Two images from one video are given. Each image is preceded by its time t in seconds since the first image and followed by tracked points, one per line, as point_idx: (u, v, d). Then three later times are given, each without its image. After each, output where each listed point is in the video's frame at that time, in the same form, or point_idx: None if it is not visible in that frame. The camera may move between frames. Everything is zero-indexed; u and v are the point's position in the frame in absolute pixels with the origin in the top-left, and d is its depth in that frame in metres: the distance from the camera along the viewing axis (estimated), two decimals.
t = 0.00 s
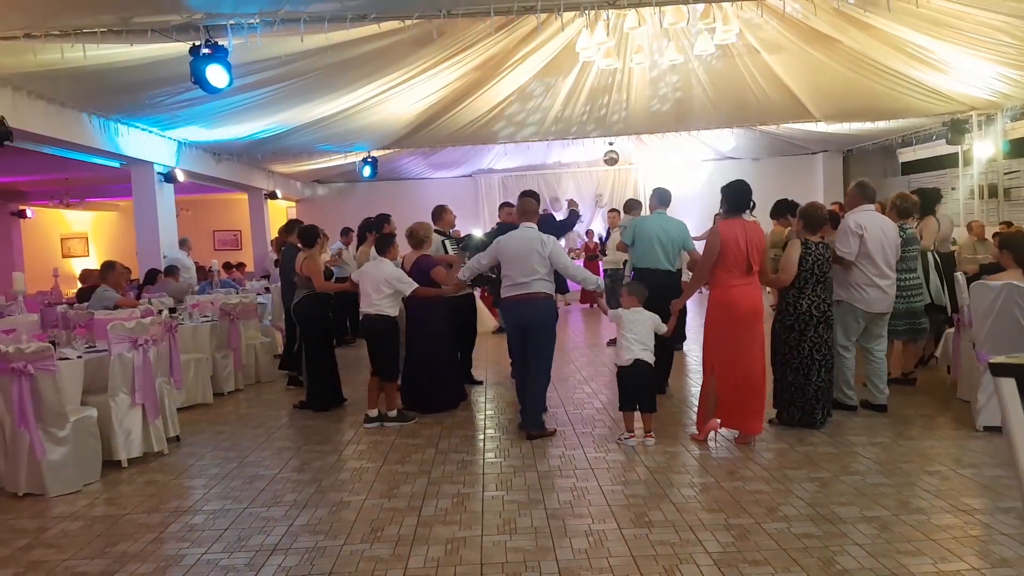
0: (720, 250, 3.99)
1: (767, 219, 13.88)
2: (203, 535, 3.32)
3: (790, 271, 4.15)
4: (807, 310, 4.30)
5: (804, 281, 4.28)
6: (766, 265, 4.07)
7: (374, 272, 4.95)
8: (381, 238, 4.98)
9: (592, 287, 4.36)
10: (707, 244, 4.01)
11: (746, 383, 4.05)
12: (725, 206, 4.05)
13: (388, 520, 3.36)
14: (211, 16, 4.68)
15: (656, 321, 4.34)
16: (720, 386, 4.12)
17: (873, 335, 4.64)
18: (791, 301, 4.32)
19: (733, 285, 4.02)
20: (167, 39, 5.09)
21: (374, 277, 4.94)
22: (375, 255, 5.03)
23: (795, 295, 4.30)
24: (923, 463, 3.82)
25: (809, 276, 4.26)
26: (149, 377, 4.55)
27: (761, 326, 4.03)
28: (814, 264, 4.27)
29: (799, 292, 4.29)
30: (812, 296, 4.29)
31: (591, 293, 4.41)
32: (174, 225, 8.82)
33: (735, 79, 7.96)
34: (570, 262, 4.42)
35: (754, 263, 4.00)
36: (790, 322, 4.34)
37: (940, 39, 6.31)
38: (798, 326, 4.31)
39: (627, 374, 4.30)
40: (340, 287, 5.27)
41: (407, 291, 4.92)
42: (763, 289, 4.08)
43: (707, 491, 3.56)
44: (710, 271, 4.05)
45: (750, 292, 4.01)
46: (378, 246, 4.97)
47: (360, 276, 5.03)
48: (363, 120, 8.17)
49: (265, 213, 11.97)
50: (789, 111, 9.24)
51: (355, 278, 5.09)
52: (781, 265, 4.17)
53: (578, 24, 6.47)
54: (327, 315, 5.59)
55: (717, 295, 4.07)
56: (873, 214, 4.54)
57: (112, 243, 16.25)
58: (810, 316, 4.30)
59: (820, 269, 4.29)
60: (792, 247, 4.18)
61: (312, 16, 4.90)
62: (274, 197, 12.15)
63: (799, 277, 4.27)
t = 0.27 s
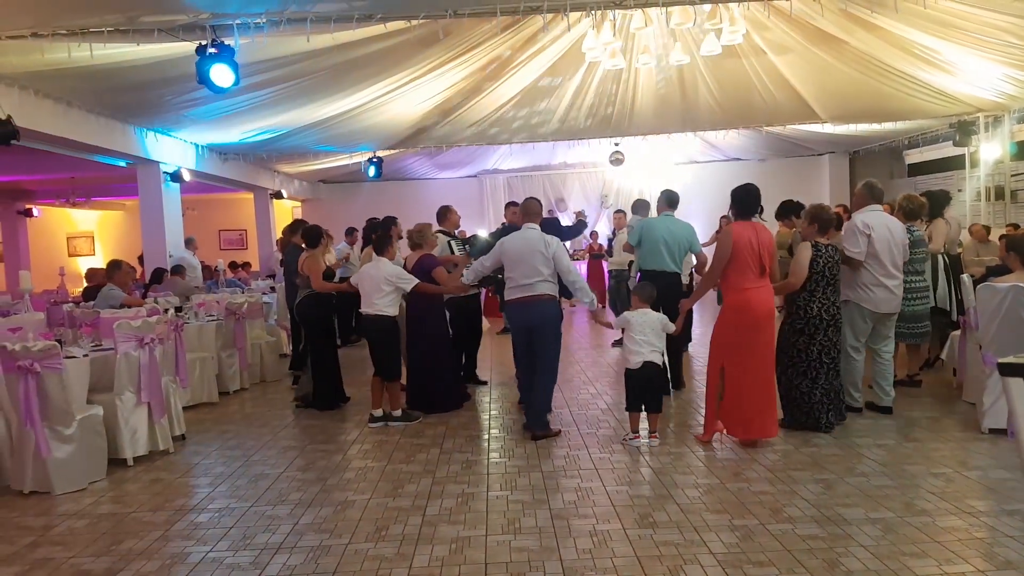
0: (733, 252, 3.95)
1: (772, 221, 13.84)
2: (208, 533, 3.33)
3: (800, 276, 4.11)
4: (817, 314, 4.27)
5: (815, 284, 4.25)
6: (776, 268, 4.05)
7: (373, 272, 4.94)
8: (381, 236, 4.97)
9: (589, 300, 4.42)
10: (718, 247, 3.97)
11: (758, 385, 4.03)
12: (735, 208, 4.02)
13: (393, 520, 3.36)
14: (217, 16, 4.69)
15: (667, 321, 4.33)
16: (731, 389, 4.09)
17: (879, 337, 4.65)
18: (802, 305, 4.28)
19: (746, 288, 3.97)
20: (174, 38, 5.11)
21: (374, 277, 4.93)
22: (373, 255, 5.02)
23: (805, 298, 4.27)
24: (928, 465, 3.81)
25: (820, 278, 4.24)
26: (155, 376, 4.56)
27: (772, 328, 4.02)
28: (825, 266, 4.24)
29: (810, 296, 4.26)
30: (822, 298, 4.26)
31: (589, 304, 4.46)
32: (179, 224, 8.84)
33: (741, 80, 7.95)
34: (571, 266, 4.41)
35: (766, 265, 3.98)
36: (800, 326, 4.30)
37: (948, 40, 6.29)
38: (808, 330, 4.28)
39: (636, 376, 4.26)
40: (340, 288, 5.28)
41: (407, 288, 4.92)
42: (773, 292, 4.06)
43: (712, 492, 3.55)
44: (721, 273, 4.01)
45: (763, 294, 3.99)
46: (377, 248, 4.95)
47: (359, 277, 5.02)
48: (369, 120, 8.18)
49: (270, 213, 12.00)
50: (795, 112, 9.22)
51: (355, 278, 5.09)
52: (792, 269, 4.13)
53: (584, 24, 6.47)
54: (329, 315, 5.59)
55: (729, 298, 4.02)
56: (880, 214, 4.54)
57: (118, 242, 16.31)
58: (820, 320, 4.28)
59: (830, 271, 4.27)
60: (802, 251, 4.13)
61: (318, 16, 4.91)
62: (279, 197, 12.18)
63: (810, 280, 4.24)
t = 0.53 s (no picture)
0: (737, 252, 3.94)
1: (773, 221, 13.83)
2: (208, 533, 3.33)
3: (806, 276, 4.11)
4: (821, 317, 4.26)
5: (819, 287, 4.24)
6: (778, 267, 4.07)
7: (370, 275, 4.94)
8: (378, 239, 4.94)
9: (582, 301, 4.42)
10: (723, 246, 3.95)
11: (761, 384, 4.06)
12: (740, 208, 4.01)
13: (393, 519, 3.36)
14: (218, 15, 4.70)
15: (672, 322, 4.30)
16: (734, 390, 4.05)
17: (880, 339, 4.68)
18: (806, 308, 4.26)
19: (750, 288, 3.96)
20: (175, 38, 5.12)
21: (370, 280, 4.92)
22: (370, 257, 5.01)
23: (809, 301, 4.25)
24: (929, 465, 3.81)
25: (824, 281, 4.22)
26: (155, 376, 4.56)
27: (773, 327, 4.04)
28: (828, 269, 4.23)
29: (814, 299, 4.24)
30: (826, 302, 4.25)
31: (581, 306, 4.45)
32: (180, 224, 8.84)
33: (742, 80, 7.94)
34: (564, 265, 4.44)
35: (769, 265, 3.98)
36: (804, 329, 4.29)
37: (949, 41, 6.29)
38: (812, 332, 4.27)
39: (641, 377, 4.28)
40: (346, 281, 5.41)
41: (403, 291, 4.88)
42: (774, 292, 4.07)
43: (713, 492, 3.55)
44: (725, 274, 3.98)
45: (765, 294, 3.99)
46: (375, 250, 4.93)
47: (357, 278, 5.03)
48: (370, 120, 8.18)
49: (271, 213, 12.00)
50: (796, 113, 9.22)
51: (353, 279, 5.09)
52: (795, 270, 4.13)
53: (585, 24, 6.47)
54: (325, 314, 5.62)
55: (733, 298, 3.98)
56: (883, 215, 4.53)
57: (119, 242, 16.32)
58: (825, 323, 4.27)
59: (833, 274, 4.26)
60: (803, 252, 4.15)
61: (319, 15, 4.91)
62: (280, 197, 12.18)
63: (814, 283, 4.22)
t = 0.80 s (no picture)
0: (733, 252, 3.91)
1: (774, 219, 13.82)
2: (209, 532, 3.33)
3: (806, 273, 4.09)
4: (820, 313, 4.18)
5: (816, 283, 4.17)
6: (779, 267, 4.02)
7: (368, 274, 4.94)
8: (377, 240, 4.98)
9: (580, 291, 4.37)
10: (720, 247, 3.93)
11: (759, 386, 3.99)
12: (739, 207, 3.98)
13: (394, 518, 3.36)
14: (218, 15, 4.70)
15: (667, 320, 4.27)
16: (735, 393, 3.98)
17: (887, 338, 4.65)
18: (803, 305, 4.21)
19: (749, 288, 3.92)
20: (175, 37, 5.11)
21: (368, 279, 4.93)
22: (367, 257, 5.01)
23: (807, 297, 4.19)
24: (931, 464, 3.80)
25: (821, 277, 4.15)
26: (156, 375, 4.56)
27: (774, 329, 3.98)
28: (826, 264, 4.15)
29: (812, 295, 4.18)
30: (824, 297, 4.18)
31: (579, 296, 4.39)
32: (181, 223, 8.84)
33: (743, 78, 7.93)
34: (551, 261, 4.35)
35: (769, 266, 3.92)
36: (804, 325, 4.20)
37: (950, 39, 6.28)
38: (812, 328, 4.19)
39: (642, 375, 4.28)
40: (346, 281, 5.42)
41: (401, 293, 4.89)
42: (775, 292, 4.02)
43: (713, 491, 3.55)
44: (723, 274, 3.95)
45: (763, 295, 3.94)
46: (373, 250, 4.95)
47: (355, 278, 5.05)
48: (370, 119, 8.17)
49: (272, 212, 12.00)
50: (796, 111, 9.22)
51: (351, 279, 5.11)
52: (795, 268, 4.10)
53: (586, 23, 6.46)
54: (321, 313, 5.65)
55: (731, 299, 3.95)
56: (881, 212, 4.51)
57: (120, 242, 16.33)
58: (824, 318, 4.18)
59: (831, 270, 4.18)
60: (803, 250, 4.10)
61: (319, 14, 4.90)
62: (281, 196, 12.18)
63: (812, 279, 4.16)
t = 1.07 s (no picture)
0: (729, 251, 3.89)
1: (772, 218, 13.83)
2: (209, 533, 3.33)
3: (805, 271, 4.08)
4: (823, 311, 4.17)
5: (816, 281, 4.17)
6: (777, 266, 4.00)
7: (363, 274, 4.94)
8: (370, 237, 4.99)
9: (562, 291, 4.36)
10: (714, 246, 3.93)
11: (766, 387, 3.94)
12: (731, 207, 3.98)
13: (394, 519, 3.36)
14: (216, 16, 4.70)
15: (664, 318, 4.20)
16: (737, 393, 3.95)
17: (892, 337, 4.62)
18: (806, 303, 4.17)
19: (746, 288, 3.91)
20: (173, 39, 5.12)
21: (363, 278, 4.93)
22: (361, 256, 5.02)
23: (808, 296, 4.17)
24: (930, 462, 3.80)
25: (820, 274, 4.16)
26: (155, 376, 4.56)
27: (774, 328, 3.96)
28: (823, 261, 4.17)
29: (813, 293, 4.17)
30: (826, 295, 4.18)
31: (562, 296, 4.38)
32: (179, 224, 8.84)
33: (741, 77, 7.93)
34: (533, 260, 4.33)
35: (766, 264, 3.90)
36: (808, 324, 4.19)
37: (947, 38, 6.29)
38: (817, 327, 4.18)
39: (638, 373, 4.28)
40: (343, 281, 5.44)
41: (396, 290, 4.86)
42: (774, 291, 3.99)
43: (712, 490, 3.55)
44: (721, 274, 3.95)
45: (762, 295, 3.91)
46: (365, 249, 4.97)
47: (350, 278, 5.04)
48: (369, 119, 8.18)
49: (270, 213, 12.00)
50: (794, 110, 9.22)
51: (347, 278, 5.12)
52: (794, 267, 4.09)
53: (584, 22, 6.47)
54: (316, 314, 5.66)
55: (729, 298, 3.94)
56: (875, 210, 4.52)
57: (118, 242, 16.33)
58: (827, 316, 4.18)
59: (828, 267, 4.20)
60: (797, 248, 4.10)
61: (316, 14, 4.91)
62: (280, 197, 12.18)
63: (811, 277, 4.16)
